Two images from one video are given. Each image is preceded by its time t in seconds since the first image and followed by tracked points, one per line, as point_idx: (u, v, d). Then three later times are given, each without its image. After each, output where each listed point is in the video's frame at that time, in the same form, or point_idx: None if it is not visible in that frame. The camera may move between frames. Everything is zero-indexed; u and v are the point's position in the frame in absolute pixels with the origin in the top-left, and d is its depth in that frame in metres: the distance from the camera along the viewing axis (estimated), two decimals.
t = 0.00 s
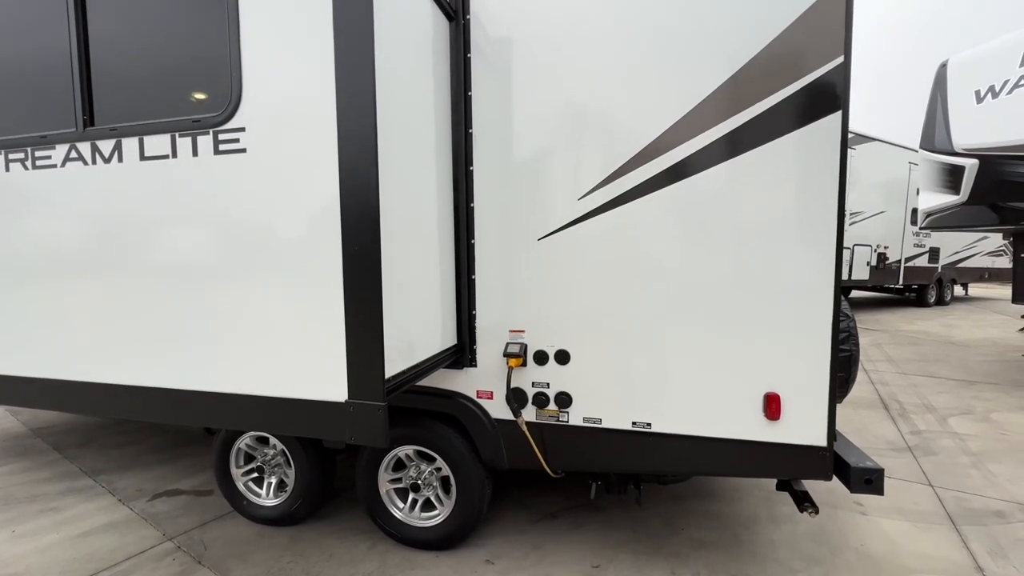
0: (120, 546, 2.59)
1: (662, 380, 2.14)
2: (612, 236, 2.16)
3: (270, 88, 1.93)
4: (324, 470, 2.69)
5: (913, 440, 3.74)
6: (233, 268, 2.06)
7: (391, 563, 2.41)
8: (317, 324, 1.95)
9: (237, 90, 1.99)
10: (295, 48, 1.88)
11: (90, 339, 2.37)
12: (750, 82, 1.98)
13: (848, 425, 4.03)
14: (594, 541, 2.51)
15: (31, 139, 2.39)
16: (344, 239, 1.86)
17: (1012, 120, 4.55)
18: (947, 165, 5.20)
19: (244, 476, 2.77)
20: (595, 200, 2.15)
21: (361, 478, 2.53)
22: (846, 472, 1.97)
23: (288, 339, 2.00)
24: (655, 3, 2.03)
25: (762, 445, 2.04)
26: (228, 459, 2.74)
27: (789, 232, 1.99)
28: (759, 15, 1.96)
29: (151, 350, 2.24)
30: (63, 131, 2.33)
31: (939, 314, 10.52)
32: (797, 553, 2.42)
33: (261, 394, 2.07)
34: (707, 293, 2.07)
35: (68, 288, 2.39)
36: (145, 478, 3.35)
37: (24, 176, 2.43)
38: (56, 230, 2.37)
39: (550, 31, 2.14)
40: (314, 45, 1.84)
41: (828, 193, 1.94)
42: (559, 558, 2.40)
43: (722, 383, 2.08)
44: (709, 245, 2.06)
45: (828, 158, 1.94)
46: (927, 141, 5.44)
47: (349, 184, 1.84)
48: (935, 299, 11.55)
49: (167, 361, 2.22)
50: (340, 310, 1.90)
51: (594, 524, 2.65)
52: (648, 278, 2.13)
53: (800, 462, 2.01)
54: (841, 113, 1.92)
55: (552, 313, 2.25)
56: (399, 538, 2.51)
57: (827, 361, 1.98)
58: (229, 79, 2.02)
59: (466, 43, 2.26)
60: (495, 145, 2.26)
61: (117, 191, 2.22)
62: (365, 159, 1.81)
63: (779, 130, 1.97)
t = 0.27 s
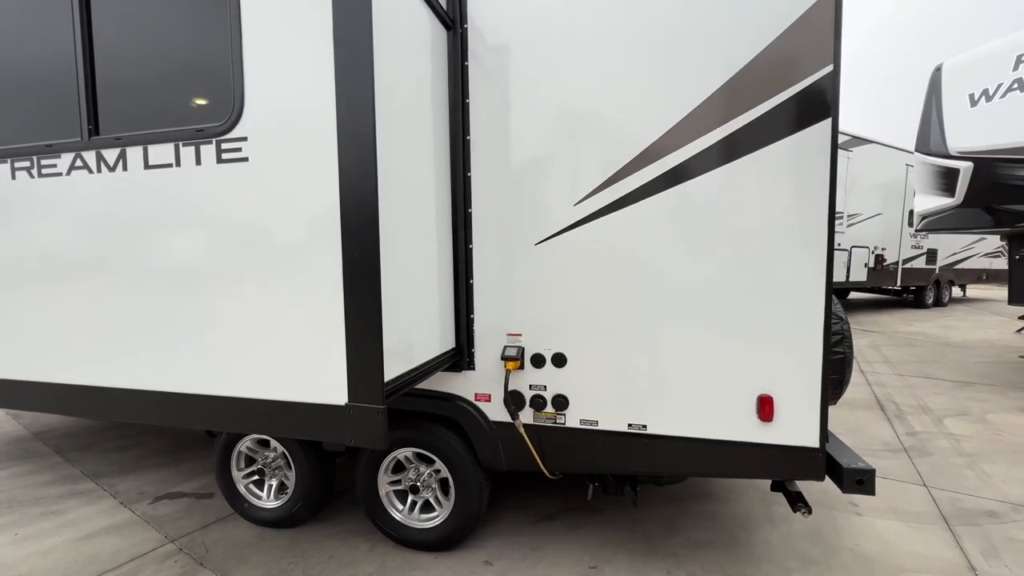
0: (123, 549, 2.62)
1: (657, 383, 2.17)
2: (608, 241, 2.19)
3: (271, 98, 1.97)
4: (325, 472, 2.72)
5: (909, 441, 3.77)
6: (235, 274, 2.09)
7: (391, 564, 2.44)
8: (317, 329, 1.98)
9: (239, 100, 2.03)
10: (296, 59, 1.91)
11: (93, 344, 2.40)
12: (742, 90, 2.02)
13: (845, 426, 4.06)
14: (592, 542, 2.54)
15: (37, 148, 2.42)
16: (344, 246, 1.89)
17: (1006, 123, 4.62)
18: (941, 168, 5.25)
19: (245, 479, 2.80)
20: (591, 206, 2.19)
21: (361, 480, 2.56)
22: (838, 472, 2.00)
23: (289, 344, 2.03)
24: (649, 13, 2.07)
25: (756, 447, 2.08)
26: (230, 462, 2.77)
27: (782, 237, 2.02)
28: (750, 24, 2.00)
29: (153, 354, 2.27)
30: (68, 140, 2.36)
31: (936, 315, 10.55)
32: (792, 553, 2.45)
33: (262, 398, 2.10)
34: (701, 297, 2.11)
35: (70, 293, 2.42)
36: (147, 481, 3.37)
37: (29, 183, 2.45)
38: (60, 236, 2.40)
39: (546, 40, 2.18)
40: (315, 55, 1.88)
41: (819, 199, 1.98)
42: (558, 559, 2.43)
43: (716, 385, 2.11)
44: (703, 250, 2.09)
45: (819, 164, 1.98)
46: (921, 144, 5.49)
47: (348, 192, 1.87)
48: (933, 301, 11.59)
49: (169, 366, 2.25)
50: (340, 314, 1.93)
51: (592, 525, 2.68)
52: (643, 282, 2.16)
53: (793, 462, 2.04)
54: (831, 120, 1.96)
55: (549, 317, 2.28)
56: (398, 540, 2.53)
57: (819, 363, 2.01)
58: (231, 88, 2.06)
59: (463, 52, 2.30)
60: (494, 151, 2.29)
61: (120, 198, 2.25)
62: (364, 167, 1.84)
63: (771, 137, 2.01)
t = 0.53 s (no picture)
0: (128, 546, 2.67)
1: (650, 381, 2.22)
2: (602, 243, 2.25)
3: (274, 106, 2.02)
4: (326, 471, 2.77)
5: (903, 439, 3.81)
6: (238, 276, 2.14)
7: (391, 560, 2.49)
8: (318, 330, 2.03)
9: (243, 108, 2.08)
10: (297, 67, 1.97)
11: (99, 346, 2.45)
12: (732, 95, 2.07)
13: (840, 425, 4.11)
14: (588, 538, 2.59)
15: (46, 155, 2.47)
16: (344, 248, 1.95)
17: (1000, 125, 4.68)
18: (935, 169, 5.30)
19: (247, 477, 2.85)
20: (585, 209, 2.24)
21: (361, 478, 2.61)
22: (826, 468, 2.05)
23: (291, 345, 2.08)
24: (642, 22, 2.13)
25: (746, 444, 2.12)
26: (233, 460, 2.82)
27: (771, 239, 2.07)
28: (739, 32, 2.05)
29: (158, 355, 2.32)
30: (76, 147, 2.41)
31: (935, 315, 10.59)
32: (785, 549, 2.49)
33: (265, 397, 2.15)
34: (692, 298, 2.16)
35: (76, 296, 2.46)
36: (151, 480, 3.42)
37: (39, 190, 2.50)
38: (66, 240, 2.45)
39: (542, 47, 2.24)
40: (316, 64, 1.93)
41: (806, 202, 2.03)
42: (554, 555, 2.48)
43: (707, 384, 2.16)
44: (695, 251, 2.14)
45: (806, 168, 2.03)
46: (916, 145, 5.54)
47: (348, 196, 1.92)
48: (931, 300, 11.63)
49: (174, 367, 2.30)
50: (340, 315, 1.98)
51: (588, 522, 2.73)
52: (636, 283, 2.21)
53: (783, 459, 2.09)
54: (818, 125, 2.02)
55: (545, 317, 2.33)
56: (398, 536, 2.58)
57: (807, 362, 2.06)
58: (235, 95, 2.11)
59: (460, 59, 2.35)
60: (490, 155, 2.35)
61: (126, 203, 2.30)
62: (363, 172, 1.89)
63: (759, 142, 2.07)
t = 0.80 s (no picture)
0: (138, 539, 2.75)
1: (643, 378, 2.30)
2: (596, 245, 2.33)
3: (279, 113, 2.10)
4: (329, 466, 2.85)
5: (895, 435, 3.88)
6: (244, 277, 2.22)
7: (392, 552, 2.57)
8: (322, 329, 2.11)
9: (251, 117, 2.16)
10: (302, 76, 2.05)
11: (109, 346, 2.52)
12: (720, 102, 2.15)
13: (834, 422, 4.18)
14: (584, 530, 2.67)
15: (62, 161, 2.54)
16: (347, 250, 2.03)
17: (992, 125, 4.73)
18: (930, 169, 5.36)
19: (253, 472, 2.94)
20: (579, 211, 2.32)
21: (363, 472, 2.70)
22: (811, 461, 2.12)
23: (297, 343, 2.16)
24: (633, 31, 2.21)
25: (735, 438, 2.20)
26: (239, 456, 2.90)
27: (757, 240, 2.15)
28: (727, 41, 2.13)
29: (167, 354, 2.40)
30: (91, 154, 2.48)
31: (933, 314, 10.64)
32: (775, 541, 2.57)
33: (271, 394, 2.23)
34: (683, 297, 2.24)
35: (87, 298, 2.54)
36: (158, 476, 3.50)
37: (55, 195, 2.56)
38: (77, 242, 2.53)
39: (537, 55, 2.32)
40: (320, 73, 2.01)
41: (791, 204, 2.11)
42: (551, 546, 2.55)
43: (698, 380, 2.24)
44: (685, 252, 2.22)
45: (791, 171, 2.11)
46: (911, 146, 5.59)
47: (350, 200, 2.01)
48: (930, 299, 11.67)
49: (183, 365, 2.37)
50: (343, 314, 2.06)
51: (584, 515, 2.81)
52: (629, 283, 2.29)
53: (769, 452, 2.17)
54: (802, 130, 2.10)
55: (541, 316, 2.41)
56: (399, 529, 2.67)
57: (793, 358, 2.14)
58: (243, 103, 2.19)
59: (458, 66, 2.43)
60: (487, 160, 2.43)
61: (137, 208, 2.38)
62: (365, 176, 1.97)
63: (747, 147, 2.15)
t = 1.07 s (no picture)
0: (148, 527, 2.87)
1: (632, 370, 2.40)
2: (587, 243, 2.43)
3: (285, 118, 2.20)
4: (332, 457, 2.96)
5: (883, 428, 3.99)
6: (251, 275, 2.32)
7: (393, 538, 2.68)
8: (326, 324, 2.22)
9: (258, 122, 2.26)
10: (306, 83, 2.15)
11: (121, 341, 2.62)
12: (704, 107, 2.26)
13: (824, 416, 4.27)
14: (576, 518, 2.78)
15: (79, 165, 2.62)
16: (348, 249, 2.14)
17: (981, 125, 4.81)
18: (922, 167, 5.46)
19: (259, 463, 3.05)
20: (571, 211, 2.43)
21: (365, 462, 2.81)
22: (791, 449, 2.23)
23: (302, 338, 2.27)
24: (622, 40, 2.31)
25: (718, 427, 2.31)
26: (245, 447, 3.01)
27: (740, 238, 2.25)
28: (711, 49, 2.23)
29: (178, 349, 2.50)
30: (107, 159, 2.56)
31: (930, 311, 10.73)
32: (760, 527, 2.67)
33: (277, 386, 2.33)
34: (670, 293, 2.34)
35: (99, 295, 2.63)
36: (166, 469, 3.62)
37: (72, 197, 2.65)
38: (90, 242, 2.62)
39: (531, 62, 2.42)
40: (323, 80, 2.12)
41: (772, 204, 2.22)
42: (545, 533, 2.66)
43: (684, 372, 2.34)
44: (671, 250, 2.33)
45: (772, 173, 2.22)
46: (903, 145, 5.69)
47: (352, 201, 2.11)
48: (927, 297, 11.76)
49: (192, 360, 2.47)
50: (345, 309, 2.17)
51: (578, 504, 2.91)
52: (618, 280, 2.40)
53: (751, 440, 2.28)
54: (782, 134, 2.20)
55: (535, 311, 2.52)
56: (399, 516, 2.78)
57: (774, 351, 2.25)
58: (252, 109, 2.28)
59: (455, 73, 2.54)
60: (483, 162, 2.54)
61: (150, 210, 2.47)
62: (366, 178, 2.08)
63: (730, 149, 2.25)
